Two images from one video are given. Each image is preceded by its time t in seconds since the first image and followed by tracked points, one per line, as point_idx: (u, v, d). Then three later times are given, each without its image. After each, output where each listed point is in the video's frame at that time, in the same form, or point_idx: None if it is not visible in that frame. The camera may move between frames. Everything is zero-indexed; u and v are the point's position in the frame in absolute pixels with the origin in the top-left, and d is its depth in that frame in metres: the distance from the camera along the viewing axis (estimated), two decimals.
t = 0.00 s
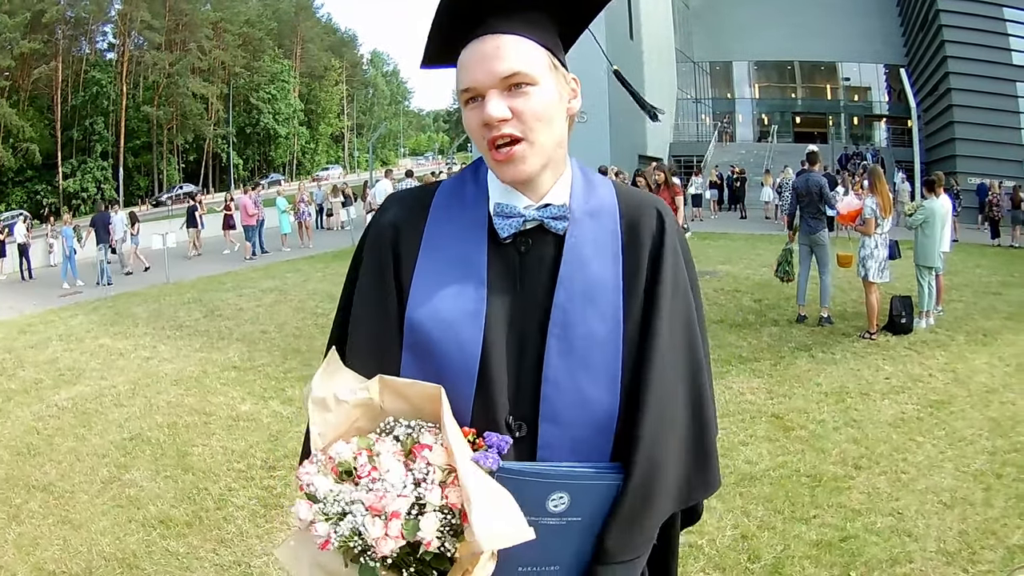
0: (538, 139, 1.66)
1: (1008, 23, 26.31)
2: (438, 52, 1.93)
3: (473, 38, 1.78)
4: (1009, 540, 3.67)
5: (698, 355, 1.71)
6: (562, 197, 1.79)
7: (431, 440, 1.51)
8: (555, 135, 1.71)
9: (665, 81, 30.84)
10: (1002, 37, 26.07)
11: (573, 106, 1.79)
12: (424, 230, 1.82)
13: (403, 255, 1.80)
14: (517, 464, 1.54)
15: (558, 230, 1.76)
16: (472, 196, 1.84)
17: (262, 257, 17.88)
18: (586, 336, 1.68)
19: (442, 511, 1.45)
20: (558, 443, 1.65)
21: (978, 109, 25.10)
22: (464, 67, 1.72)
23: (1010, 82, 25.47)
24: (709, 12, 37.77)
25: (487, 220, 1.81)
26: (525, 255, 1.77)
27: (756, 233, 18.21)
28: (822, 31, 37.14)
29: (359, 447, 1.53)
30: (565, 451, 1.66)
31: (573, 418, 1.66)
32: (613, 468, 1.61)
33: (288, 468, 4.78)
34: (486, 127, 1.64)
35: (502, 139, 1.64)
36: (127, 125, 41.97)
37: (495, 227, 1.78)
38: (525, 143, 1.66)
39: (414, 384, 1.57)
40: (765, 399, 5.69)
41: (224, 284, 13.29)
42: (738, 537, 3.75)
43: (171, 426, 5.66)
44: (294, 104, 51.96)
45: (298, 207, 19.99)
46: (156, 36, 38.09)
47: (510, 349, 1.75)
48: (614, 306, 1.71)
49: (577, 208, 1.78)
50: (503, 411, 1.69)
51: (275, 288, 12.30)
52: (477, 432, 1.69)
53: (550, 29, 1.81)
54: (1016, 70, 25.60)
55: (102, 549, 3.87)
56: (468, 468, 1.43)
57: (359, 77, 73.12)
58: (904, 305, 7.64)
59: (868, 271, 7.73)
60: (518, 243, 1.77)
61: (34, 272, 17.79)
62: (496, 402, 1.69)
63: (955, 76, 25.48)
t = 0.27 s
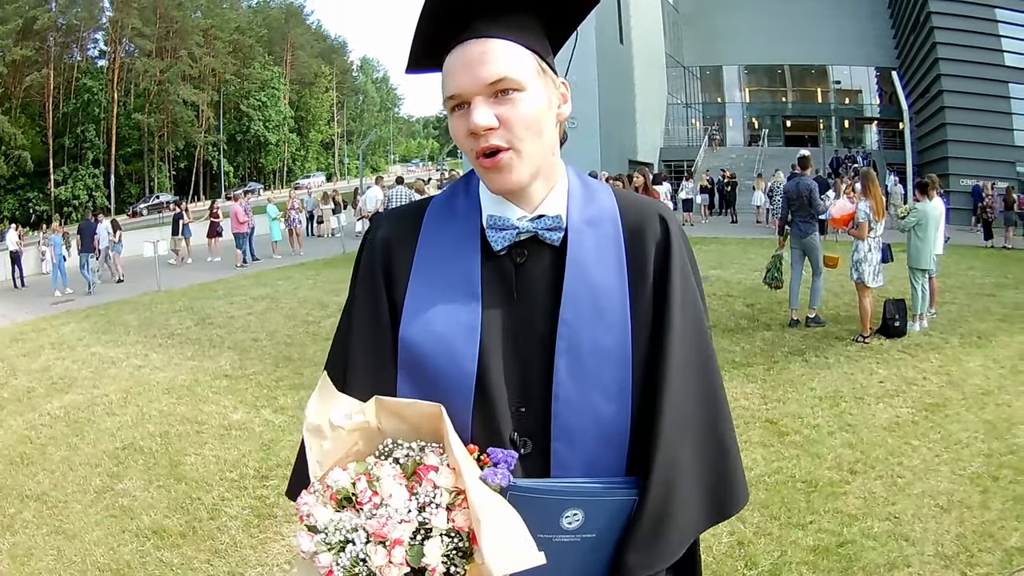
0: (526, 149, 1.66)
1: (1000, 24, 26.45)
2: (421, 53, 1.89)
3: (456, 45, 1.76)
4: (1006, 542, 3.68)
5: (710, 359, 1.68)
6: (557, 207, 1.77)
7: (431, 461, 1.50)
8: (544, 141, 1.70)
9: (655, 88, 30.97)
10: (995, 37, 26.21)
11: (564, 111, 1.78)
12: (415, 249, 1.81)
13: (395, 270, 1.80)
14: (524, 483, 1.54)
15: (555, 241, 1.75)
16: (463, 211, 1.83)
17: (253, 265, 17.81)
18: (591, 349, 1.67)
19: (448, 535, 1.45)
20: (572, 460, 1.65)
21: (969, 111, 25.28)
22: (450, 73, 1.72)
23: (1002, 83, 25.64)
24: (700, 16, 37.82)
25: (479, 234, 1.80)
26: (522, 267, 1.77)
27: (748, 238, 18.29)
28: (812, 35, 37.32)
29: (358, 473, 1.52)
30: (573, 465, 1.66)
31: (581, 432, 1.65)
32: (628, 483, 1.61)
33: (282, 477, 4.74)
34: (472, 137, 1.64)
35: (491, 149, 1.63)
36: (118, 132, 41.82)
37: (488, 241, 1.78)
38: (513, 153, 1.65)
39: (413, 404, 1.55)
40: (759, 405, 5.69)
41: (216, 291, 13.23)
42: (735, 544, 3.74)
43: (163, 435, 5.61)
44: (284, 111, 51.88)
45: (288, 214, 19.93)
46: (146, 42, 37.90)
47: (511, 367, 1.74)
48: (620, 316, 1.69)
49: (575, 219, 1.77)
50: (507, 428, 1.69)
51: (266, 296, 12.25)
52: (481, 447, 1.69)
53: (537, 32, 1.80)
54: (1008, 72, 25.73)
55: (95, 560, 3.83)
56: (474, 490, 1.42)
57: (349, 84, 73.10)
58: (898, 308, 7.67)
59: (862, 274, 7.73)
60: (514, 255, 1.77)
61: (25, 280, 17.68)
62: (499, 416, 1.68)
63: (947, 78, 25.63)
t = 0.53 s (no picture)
0: (543, 159, 1.64)
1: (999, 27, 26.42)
2: (436, 54, 1.89)
3: (472, 51, 1.76)
4: (1012, 547, 3.67)
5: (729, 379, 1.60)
6: (572, 218, 1.76)
7: (430, 464, 1.50)
8: (560, 153, 1.68)
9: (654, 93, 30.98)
10: (994, 41, 26.23)
11: (581, 120, 1.77)
12: (431, 256, 1.84)
13: (412, 276, 1.84)
14: (524, 493, 1.54)
15: (568, 253, 1.73)
16: (479, 219, 1.84)
17: (252, 270, 17.80)
18: (602, 363, 1.64)
19: (430, 537, 1.44)
20: (574, 475, 1.63)
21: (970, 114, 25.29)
22: (464, 78, 1.72)
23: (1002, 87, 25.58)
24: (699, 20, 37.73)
25: (492, 242, 1.80)
26: (535, 279, 1.76)
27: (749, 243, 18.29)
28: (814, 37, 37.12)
29: (361, 471, 1.54)
30: (579, 481, 1.63)
31: (590, 447, 1.62)
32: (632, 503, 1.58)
33: (284, 485, 4.73)
34: (485, 148, 1.62)
35: (504, 159, 1.62)
36: (118, 136, 41.85)
37: (502, 252, 1.77)
38: (529, 164, 1.64)
39: (420, 408, 1.58)
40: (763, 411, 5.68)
41: (216, 297, 13.22)
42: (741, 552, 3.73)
43: (164, 441, 5.60)
44: (283, 116, 51.93)
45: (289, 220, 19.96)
46: (145, 46, 37.97)
47: (516, 379, 1.73)
48: (633, 330, 1.65)
49: (592, 228, 1.74)
50: (511, 438, 1.69)
51: (266, 301, 12.24)
52: (485, 455, 1.69)
53: (554, 37, 1.80)
54: (1009, 75, 25.69)
55: (98, 567, 3.83)
56: (460, 495, 1.41)
57: (348, 89, 73.18)
58: (900, 314, 7.67)
59: (865, 280, 7.73)
60: (527, 266, 1.76)
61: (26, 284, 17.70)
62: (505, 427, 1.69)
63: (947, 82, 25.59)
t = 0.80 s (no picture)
0: (550, 179, 1.63)
1: (995, 36, 26.57)
2: (442, 71, 1.91)
3: (477, 63, 1.77)
4: (1011, 554, 3.67)
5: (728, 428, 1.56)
6: (576, 245, 1.75)
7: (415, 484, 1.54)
8: (566, 170, 1.66)
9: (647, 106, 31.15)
10: (989, 49, 26.37)
11: (588, 137, 1.76)
12: (440, 281, 1.87)
13: (420, 295, 1.90)
14: (506, 521, 1.55)
15: (572, 279, 1.72)
16: (489, 242, 1.87)
17: (246, 282, 17.72)
18: (600, 396, 1.62)
19: (393, 558, 1.50)
20: (564, 506, 1.60)
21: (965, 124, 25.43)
22: (469, 94, 1.72)
23: (998, 96, 25.80)
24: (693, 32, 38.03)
25: (499, 267, 1.82)
26: (538, 302, 1.76)
27: (743, 254, 18.36)
28: (806, 49, 37.39)
29: (353, 487, 1.60)
30: (566, 514, 1.61)
31: (579, 482, 1.60)
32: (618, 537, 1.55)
33: (280, 499, 4.70)
34: (488, 164, 1.61)
35: (507, 179, 1.61)
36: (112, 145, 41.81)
37: (506, 274, 1.79)
38: (534, 186, 1.63)
39: (413, 431, 1.60)
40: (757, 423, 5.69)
41: (210, 309, 13.16)
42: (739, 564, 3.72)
43: (159, 454, 5.55)
44: (277, 127, 52.03)
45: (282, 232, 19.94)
46: (141, 55, 38.16)
47: (513, 404, 1.72)
48: (634, 365, 1.63)
49: (599, 258, 1.73)
50: (504, 463, 1.68)
51: (260, 314, 12.19)
52: (477, 480, 1.69)
53: (558, 49, 1.81)
54: (1004, 84, 25.90)
55: None
56: (424, 521, 1.45)
57: (342, 101, 73.33)
58: (896, 325, 7.69)
59: (861, 292, 7.77)
60: (532, 289, 1.76)
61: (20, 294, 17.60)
62: (498, 450, 1.68)
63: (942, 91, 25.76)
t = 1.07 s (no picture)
0: (557, 186, 1.63)
1: (992, 39, 26.62)
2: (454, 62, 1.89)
3: (490, 67, 1.76)
4: (1010, 559, 3.68)
5: (729, 440, 1.55)
6: (576, 252, 1.75)
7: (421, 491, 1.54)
8: (573, 176, 1.67)
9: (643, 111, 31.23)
10: (986, 53, 26.38)
11: (594, 145, 1.76)
12: (442, 292, 1.86)
13: (421, 305, 1.89)
14: (509, 530, 1.55)
15: (570, 287, 1.72)
16: (489, 251, 1.87)
17: (242, 285, 17.68)
18: (599, 410, 1.61)
19: (397, 563, 1.49)
20: (561, 518, 1.60)
21: (961, 129, 25.51)
22: (480, 95, 1.71)
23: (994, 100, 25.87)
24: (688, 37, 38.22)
25: (499, 274, 1.81)
26: (536, 310, 1.75)
27: (740, 259, 18.40)
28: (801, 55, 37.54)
29: (359, 492, 1.60)
30: (566, 525, 1.60)
31: (577, 493, 1.59)
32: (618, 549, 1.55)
33: (278, 504, 4.67)
34: (496, 165, 1.60)
35: (517, 185, 1.61)
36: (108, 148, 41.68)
37: (506, 282, 1.78)
38: (542, 192, 1.63)
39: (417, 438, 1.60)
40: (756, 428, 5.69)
41: (206, 312, 13.12)
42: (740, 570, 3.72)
43: (156, 459, 5.53)
44: (272, 131, 51.97)
45: (278, 236, 19.89)
46: (136, 58, 38.12)
47: (513, 413, 1.71)
48: (633, 375, 1.63)
49: (598, 267, 1.73)
50: (502, 472, 1.67)
51: (257, 318, 12.16)
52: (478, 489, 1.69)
53: (572, 56, 1.81)
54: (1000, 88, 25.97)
55: None
56: (428, 526, 1.45)
57: (338, 105, 73.30)
58: (894, 330, 7.70)
59: (860, 297, 7.79)
60: (531, 297, 1.75)
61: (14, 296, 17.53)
62: (497, 461, 1.68)
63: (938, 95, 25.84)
